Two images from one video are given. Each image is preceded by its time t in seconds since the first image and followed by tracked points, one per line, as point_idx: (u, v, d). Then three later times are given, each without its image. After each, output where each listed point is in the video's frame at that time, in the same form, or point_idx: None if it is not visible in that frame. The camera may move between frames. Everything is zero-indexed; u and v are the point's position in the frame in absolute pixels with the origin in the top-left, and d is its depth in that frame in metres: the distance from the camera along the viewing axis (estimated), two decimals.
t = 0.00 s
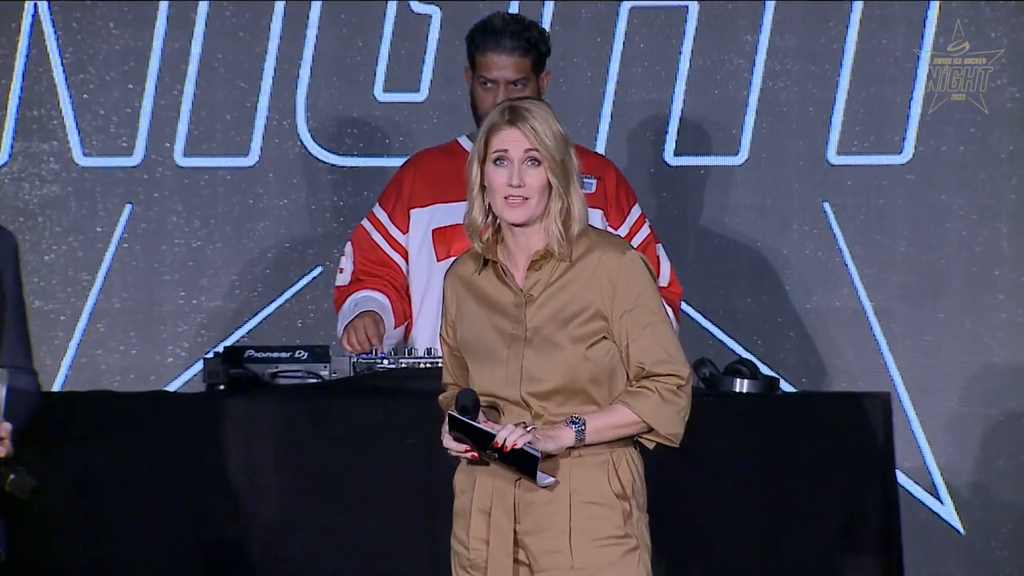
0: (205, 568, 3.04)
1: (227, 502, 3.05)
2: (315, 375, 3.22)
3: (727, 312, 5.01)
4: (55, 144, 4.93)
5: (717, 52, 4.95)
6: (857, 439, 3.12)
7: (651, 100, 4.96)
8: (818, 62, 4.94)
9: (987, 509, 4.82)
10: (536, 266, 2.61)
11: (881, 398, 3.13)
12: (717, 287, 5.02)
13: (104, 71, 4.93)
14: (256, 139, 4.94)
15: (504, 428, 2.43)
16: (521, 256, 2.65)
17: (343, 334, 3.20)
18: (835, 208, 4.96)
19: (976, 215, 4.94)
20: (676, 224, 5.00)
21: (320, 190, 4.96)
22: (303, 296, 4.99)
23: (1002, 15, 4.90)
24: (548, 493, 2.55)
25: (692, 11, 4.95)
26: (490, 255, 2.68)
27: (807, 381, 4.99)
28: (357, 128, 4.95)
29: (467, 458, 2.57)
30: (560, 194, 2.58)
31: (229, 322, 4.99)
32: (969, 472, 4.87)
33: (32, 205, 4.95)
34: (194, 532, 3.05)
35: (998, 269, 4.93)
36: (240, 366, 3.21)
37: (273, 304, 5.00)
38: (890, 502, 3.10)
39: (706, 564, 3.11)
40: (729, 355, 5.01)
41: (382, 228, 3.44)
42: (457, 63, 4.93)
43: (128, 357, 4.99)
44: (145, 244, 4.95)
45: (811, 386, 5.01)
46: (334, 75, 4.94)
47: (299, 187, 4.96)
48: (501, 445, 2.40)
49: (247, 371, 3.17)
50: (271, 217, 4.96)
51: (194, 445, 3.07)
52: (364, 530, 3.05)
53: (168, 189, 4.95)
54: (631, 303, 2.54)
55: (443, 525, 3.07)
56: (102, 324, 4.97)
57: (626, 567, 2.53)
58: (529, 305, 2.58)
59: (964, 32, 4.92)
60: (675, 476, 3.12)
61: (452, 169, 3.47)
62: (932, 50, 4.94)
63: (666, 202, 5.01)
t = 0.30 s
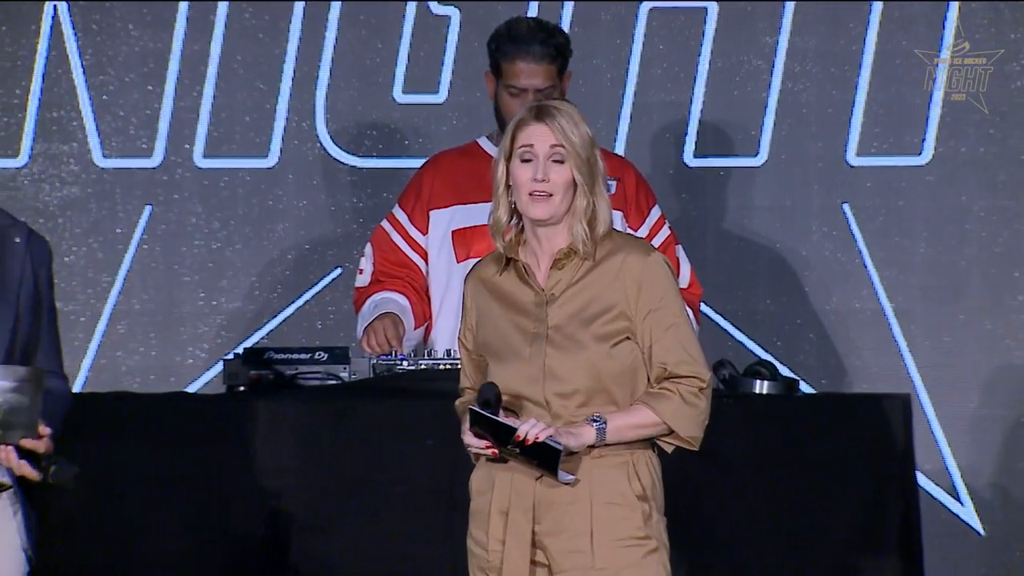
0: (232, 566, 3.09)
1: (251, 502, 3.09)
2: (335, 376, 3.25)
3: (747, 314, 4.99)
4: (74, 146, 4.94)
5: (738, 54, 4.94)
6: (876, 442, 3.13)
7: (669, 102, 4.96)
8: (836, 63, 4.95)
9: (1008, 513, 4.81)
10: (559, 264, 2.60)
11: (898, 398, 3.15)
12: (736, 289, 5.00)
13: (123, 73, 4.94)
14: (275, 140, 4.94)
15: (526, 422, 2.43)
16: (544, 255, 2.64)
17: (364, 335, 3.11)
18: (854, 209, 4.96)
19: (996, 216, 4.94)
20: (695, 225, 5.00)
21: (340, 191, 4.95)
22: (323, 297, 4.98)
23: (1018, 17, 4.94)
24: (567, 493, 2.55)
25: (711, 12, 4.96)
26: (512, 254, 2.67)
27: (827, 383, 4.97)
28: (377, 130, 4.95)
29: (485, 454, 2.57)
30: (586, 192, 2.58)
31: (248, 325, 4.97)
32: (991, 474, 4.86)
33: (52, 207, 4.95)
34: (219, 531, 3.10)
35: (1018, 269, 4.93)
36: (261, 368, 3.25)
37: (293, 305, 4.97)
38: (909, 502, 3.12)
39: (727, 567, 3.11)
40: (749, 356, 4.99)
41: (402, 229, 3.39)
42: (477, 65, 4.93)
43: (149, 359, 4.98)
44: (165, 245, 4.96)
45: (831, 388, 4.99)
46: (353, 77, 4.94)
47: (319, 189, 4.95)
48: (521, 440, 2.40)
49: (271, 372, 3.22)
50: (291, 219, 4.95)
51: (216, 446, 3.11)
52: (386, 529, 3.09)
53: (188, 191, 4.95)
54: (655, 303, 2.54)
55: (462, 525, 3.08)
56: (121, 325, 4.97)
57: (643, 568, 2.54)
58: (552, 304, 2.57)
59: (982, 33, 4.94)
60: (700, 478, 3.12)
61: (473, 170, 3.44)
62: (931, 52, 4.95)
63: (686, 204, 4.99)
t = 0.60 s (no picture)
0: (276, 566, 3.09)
1: (295, 502, 3.08)
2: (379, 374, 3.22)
3: (803, 313, 4.76)
4: (118, 144, 4.71)
5: (782, 48, 4.72)
6: (922, 437, 3.12)
7: (718, 100, 4.73)
8: (879, 62, 4.70)
9: None
10: (600, 259, 2.62)
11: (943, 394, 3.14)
12: (793, 288, 4.76)
13: (167, 71, 4.71)
14: (318, 139, 4.72)
15: (577, 420, 2.44)
16: (584, 252, 2.66)
17: (409, 334, 3.23)
18: (899, 208, 4.72)
19: None
20: (737, 224, 4.75)
21: (383, 190, 4.72)
22: (365, 296, 4.75)
23: None
24: (619, 491, 2.54)
25: (754, 8, 4.73)
26: (551, 250, 2.68)
27: (871, 381, 4.73)
28: (420, 127, 4.71)
29: (534, 453, 2.57)
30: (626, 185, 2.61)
31: (292, 322, 4.75)
32: None
33: (97, 205, 4.74)
34: (262, 531, 3.10)
35: None
36: (305, 366, 3.23)
37: (338, 302, 4.75)
38: (955, 500, 3.10)
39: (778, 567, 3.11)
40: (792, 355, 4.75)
41: (446, 227, 3.41)
42: (522, 58, 4.69)
43: (194, 358, 4.76)
44: (209, 244, 4.73)
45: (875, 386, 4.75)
46: (396, 75, 4.71)
47: (362, 187, 4.72)
48: (572, 437, 2.41)
49: (315, 369, 3.21)
50: (335, 217, 4.73)
51: (259, 446, 3.10)
52: (431, 528, 3.08)
53: (232, 189, 4.73)
54: (698, 295, 2.56)
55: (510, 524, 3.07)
56: (166, 324, 4.75)
57: (696, 566, 2.53)
58: (593, 298, 2.59)
59: None
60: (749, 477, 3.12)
61: (519, 166, 3.41)
62: (930, 52, 4.69)
63: (728, 202, 4.75)
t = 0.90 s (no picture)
0: (358, 566, 3.15)
1: (372, 504, 3.13)
2: (459, 374, 3.24)
3: (880, 316, 4.73)
4: (198, 144, 4.72)
5: (861, 48, 4.70)
6: (1002, 441, 3.10)
7: (797, 100, 4.71)
8: (959, 62, 4.70)
9: None
10: (678, 262, 2.60)
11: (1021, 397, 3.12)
12: (871, 289, 4.74)
13: (247, 72, 4.73)
14: (398, 139, 4.73)
15: (654, 418, 2.46)
16: (661, 254, 2.64)
17: (489, 334, 3.28)
18: (980, 207, 4.71)
19: None
20: (820, 224, 4.75)
21: (464, 190, 4.73)
22: (446, 296, 4.75)
23: None
24: (697, 491, 2.54)
25: (834, 7, 4.69)
26: (628, 254, 2.66)
27: (953, 381, 4.71)
28: (499, 127, 4.72)
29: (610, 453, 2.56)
30: (704, 191, 2.57)
31: (372, 322, 4.76)
32: None
33: (176, 205, 4.74)
34: (341, 533, 3.16)
35: None
36: (386, 365, 3.26)
37: (416, 303, 4.75)
38: None
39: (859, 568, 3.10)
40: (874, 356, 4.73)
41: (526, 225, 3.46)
42: (603, 58, 4.69)
43: (274, 358, 4.76)
44: (290, 244, 4.75)
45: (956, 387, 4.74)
46: (475, 76, 4.72)
47: (442, 187, 4.73)
48: (649, 434, 2.43)
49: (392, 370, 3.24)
50: (415, 217, 4.74)
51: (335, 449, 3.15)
52: (509, 527, 3.11)
53: (313, 189, 4.74)
54: (779, 296, 2.55)
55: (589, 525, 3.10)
56: (247, 323, 4.76)
57: (777, 565, 2.52)
58: (672, 300, 2.58)
59: None
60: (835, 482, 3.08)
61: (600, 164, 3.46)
62: (928, 52, 4.70)
63: (811, 203, 4.74)
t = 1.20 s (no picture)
0: (428, 565, 3.15)
1: (448, 504, 3.12)
2: (537, 372, 3.29)
3: (952, 314, 4.80)
4: (278, 142, 4.84)
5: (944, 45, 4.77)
6: None
7: (876, 98, 4.79)
8: None
9: None
10: (755, 262, 2.56)
11: None
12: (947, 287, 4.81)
13: (327, 71, 4.83)
14: (477, 138, 4.83)
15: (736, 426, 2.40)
16: (737, 255, 2.60)
17: (567, 331, 3.32)
18: None
19: None
20: (899, 220, 4.82)
21: (541, 188, 4.83)
22: (524, 294, 4.84)
23: None
24: (777, 493, 2.52)
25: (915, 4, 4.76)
26: (703, 254, 2.63)
27: None
28: (578, 126, 4.82)
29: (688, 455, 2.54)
30: (783, 191, 2.53)
31: (450, 321, 4.88)
32: None
33: (256, 203, 4.86)
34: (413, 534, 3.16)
35: None
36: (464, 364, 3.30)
37: (494, 302, 4.86)
38: None
39: None
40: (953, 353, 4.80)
41: (605, 224, 3.60)
42: (681, 57, 4.79)
43: (352, 356, 4.90)
44: (368, 242, 4.86)
45: None
46: (554, 74, 4.82)
47: (521, 186, 4.84)
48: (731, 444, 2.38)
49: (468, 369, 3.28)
50: (494, 215, 4.85)
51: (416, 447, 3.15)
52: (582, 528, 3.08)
53: (391, 188, 4.86)
54: (857, 297, 2.51)
55: (669, 528, 3.06)
56: (325, 321, 4.88)
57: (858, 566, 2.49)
58: (749, 301, 2.55)
59: None
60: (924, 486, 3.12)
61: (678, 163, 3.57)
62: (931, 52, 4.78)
63: (888, 200, 4.82)
